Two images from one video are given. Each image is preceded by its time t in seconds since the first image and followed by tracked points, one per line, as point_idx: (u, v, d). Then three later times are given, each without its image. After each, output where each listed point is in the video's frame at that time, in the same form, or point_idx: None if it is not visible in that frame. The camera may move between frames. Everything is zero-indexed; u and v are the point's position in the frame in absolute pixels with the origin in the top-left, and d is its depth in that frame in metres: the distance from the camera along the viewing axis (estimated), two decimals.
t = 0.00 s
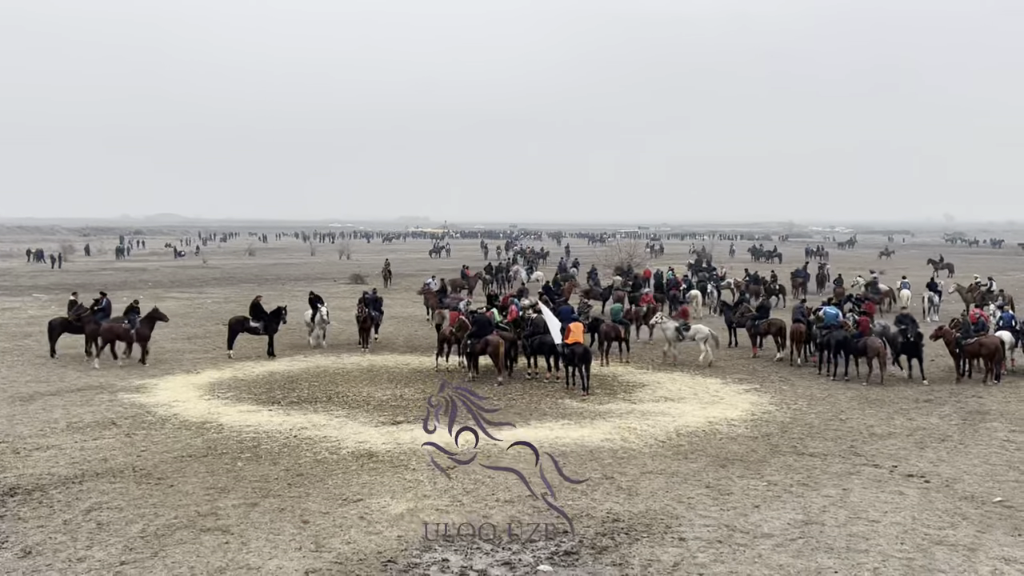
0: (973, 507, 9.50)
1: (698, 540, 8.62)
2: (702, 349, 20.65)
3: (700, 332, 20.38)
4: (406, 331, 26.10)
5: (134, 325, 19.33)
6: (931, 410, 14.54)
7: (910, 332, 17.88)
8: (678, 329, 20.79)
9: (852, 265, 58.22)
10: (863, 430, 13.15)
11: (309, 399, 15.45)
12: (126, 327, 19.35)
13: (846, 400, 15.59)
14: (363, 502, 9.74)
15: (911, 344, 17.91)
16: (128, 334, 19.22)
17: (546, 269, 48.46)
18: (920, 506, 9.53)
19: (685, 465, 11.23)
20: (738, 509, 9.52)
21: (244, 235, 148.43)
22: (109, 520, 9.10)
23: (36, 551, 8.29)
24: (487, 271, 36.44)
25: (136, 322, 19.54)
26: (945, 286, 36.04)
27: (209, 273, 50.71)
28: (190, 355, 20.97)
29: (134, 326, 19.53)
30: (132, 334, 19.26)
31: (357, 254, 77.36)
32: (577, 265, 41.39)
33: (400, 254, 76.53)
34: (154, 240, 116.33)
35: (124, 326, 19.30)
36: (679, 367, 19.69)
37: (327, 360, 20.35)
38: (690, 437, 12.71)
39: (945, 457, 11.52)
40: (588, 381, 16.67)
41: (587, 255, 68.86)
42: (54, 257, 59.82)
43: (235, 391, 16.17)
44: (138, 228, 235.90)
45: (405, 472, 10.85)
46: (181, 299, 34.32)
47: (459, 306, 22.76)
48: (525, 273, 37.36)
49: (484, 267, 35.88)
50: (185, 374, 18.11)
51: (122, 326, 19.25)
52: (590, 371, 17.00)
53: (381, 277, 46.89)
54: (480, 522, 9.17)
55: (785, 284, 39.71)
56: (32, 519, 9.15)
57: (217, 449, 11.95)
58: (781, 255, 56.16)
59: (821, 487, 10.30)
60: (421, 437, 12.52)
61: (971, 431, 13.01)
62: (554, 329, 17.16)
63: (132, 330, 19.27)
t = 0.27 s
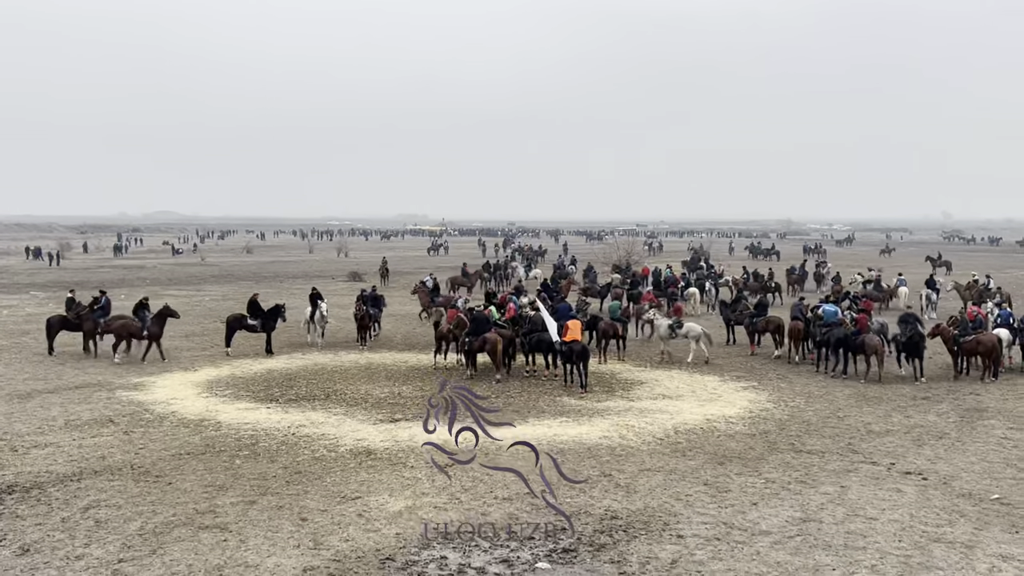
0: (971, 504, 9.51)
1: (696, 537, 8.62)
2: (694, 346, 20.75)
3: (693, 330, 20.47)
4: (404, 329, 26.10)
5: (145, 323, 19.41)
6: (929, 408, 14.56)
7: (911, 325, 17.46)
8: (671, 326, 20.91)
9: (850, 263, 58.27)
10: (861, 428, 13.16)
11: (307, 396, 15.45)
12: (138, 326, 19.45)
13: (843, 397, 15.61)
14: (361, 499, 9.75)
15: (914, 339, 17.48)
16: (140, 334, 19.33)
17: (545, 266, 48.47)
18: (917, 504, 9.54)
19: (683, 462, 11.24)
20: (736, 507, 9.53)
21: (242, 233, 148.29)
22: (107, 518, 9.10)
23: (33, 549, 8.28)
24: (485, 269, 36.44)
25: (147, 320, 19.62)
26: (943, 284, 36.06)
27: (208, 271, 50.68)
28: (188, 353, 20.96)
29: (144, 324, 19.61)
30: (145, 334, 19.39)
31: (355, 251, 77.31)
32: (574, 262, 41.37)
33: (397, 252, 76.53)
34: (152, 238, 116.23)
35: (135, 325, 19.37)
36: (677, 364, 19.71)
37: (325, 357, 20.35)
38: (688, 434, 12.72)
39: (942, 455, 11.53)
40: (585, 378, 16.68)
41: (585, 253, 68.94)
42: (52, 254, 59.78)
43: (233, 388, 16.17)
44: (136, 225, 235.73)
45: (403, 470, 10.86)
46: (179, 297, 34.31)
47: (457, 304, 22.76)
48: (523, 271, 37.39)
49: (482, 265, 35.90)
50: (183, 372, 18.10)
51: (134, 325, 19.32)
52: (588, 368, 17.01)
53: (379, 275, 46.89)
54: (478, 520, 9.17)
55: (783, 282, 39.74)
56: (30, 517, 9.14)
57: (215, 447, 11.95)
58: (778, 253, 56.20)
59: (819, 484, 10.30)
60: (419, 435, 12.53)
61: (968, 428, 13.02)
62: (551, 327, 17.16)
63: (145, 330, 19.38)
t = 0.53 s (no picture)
0: (969, 502, 9.52)
1: (695, 535, 8.62)
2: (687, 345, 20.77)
3: (686, 328, 20.48)
4: (402, 327, 26.09)
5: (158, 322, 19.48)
6: (927, 406, 14.57)
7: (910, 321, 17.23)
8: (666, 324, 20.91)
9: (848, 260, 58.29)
10: (860, 426, 13.17)
11: (306, 394, 15.45)
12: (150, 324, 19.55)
13: (842, 395, 15.61)
14: (360, 497, 9.74)
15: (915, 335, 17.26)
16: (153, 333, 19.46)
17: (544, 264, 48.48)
18: (915, 501, 9.55)
19: (682, 460, 11.23)
20: (734, 504, 9.52)
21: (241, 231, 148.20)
22: (105, 516, 9.10)
23: (32, 547, 8.28)
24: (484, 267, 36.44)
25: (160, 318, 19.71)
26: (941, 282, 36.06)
27: (206, 268, 50.67)
28: (187, 350, 20.95)
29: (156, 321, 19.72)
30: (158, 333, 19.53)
31: (354, 249, 77.27)
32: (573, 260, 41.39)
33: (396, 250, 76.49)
34: (151, 236, 116.18)
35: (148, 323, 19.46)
36: (676, 362, 19.71)
37: (323, 355, 20.34)
38: (687, 432, 12.72)
39: (941, 452, 11.54)
40: (584, 376, 16.68)
41: (583, 251, 68.91)
42: (50, 252, 59.71)
43: (232, 386, 16.16)
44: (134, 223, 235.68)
45: (402, 468, 10.85)
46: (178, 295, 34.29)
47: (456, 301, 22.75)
48: (521, 269, 37.41)
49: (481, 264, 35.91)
50: (181, 369, 18.09)
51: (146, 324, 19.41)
52: (586, 366, 17.00)
53: (378, 272, 46.87)
54: (476, 517, 9.17)
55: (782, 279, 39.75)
56: (28, 515, 9.14)
57: (214, 445, 11.94)
58: (776, 250, 56.19)
59: (817, 482, 10.30)
60: (418, 433, 12.52)
61: (967, 426, 13.03)
62: (549, 325, 17.14)
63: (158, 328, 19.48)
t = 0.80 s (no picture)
0: (968, 499, 9.53)
1: (694, 532, 8.63)
2: (681, 342, 20.90)
3: (679, 325, 20.61)
4: (401, 325, 26.11)
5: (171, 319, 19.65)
6: (926, 403, 14.58)
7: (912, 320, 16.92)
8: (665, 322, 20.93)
9: (847, 258, 58.32)
10: (858, 423, 13.18)
11: (305, 392, 15.45)
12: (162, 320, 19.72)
13: (840, 392, 15.62)
14: (359, 494, 9.75)
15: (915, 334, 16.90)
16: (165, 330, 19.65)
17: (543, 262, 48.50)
18: (914, 498, 9.56)
19: (680, 457, 11.25)
20: (733, 502, 9.54)
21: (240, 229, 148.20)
22: (105, 514, 9.10)
23: (31, 544, 8.28)
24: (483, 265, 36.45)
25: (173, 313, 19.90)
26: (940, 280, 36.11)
27: (206, 266, 50.68)
28: (185, 348, 20.94)
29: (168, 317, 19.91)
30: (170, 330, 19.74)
31: (353, 247, 77.28)
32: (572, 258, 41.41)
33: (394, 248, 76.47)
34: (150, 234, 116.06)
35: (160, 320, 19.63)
36: (674, 360, 19.72)
37: (322, 353, 20.34)
38: (685, 429, 12.73)
39: (939, 450, 11.55)
40: (583, 373, 16.69)
41: (582, 249, 68.95)
42: (49, 251, 59.68)
43: (231, 384, 16.17)
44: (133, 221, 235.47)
45: (401, 465, 10.86)
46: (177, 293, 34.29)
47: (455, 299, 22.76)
48: (520, 267, 37.42)
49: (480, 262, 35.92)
50: (181, 367, 18.09)
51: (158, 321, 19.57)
52: (585, 363, 17.01)
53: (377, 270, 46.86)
54: (475, 515, 9.18)
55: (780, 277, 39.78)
56: (27, 513, 9.14)
57: (213, 442, 11.94)
58: (775, 248, 56.20)
59: (816, 479, 10.31)
60: (417, 430, 12.52)
61: (965, 423, 13.04)
62: (548, 323, 17.13)
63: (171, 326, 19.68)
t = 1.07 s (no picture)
0: (967, 496, 9.55)
1: (693, 529, 8.64)
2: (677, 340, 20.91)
3: (672, 323, 20.69)
4: (400, 323, 26.11)
5: (180, 316, 19.82)
6: (925, 400, 14.59)
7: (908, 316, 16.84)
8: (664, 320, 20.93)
9: (847, 255, 58.30)
10: (858, 420, 13.19)
11: (305, 389, 15.45)
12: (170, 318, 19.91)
13: (839, 390, 15.63)
14: (358, 492, 9.76)
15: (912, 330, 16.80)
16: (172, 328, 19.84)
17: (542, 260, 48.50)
18: (913, 496, 9.57)
19: (679, 455, 11.25)
20: (732, 499, 9.54)
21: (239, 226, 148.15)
22: (105, 511, 9.11)
23: (31, 541, 8.29)
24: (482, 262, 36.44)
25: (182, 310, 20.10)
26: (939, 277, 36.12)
27: (205, 263, 50.71)
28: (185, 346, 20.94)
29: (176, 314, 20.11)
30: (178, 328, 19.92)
31: (352, 244, 77.26)
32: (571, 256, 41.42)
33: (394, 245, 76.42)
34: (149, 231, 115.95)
35: (169, 317, 19.82)
36: (673, 357, 19.72)
37: (321, 350, 20.34)
38: (684, 427, 12.74)
39: (939, 447, 11.56)
40: (582, 371, 16.70)
41: (581, 246, 68.92)
42: (48, 248, 59.70)
43: (230, 381, 16.17)
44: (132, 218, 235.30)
45: (400, 463, 10.86)
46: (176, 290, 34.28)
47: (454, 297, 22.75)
48: (519, 265, 37.42)
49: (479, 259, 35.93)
50: (180, 365, 18.09)
51: (168, 317, 19.73)
52: (585, 361, 17.02)
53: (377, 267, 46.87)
54: (475, 512, 9.19)
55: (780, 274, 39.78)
56: (27, 510, 9.14)
57: (213, 440, 11.95)
58: (774, 245, 56.21)
59: (815, 476, 10.32)
60: (416, 428, 12.52)
61: (964, 420, 13.06)
62: (547, 321, 17.13)
63: (179, 323, 19.86)
